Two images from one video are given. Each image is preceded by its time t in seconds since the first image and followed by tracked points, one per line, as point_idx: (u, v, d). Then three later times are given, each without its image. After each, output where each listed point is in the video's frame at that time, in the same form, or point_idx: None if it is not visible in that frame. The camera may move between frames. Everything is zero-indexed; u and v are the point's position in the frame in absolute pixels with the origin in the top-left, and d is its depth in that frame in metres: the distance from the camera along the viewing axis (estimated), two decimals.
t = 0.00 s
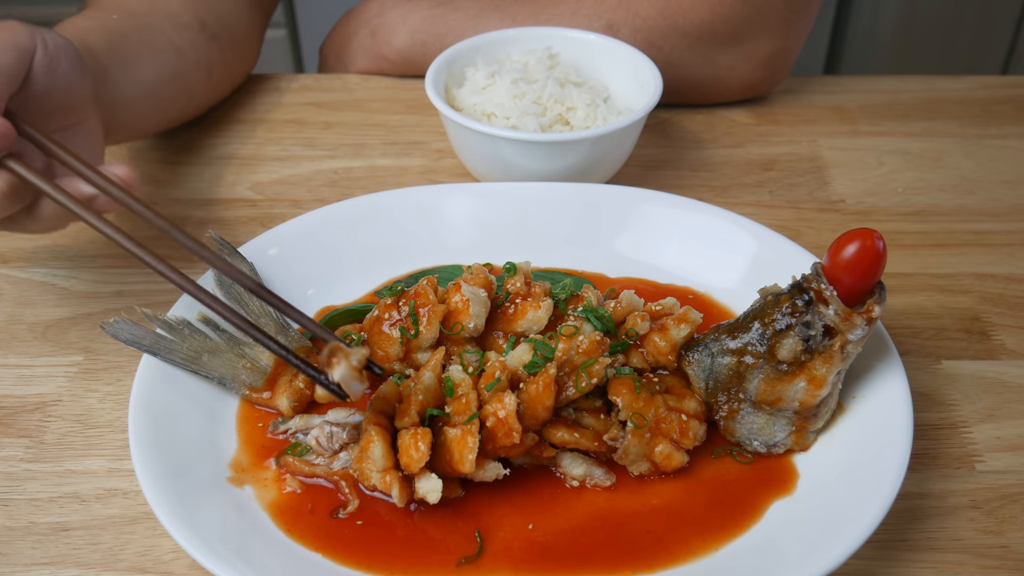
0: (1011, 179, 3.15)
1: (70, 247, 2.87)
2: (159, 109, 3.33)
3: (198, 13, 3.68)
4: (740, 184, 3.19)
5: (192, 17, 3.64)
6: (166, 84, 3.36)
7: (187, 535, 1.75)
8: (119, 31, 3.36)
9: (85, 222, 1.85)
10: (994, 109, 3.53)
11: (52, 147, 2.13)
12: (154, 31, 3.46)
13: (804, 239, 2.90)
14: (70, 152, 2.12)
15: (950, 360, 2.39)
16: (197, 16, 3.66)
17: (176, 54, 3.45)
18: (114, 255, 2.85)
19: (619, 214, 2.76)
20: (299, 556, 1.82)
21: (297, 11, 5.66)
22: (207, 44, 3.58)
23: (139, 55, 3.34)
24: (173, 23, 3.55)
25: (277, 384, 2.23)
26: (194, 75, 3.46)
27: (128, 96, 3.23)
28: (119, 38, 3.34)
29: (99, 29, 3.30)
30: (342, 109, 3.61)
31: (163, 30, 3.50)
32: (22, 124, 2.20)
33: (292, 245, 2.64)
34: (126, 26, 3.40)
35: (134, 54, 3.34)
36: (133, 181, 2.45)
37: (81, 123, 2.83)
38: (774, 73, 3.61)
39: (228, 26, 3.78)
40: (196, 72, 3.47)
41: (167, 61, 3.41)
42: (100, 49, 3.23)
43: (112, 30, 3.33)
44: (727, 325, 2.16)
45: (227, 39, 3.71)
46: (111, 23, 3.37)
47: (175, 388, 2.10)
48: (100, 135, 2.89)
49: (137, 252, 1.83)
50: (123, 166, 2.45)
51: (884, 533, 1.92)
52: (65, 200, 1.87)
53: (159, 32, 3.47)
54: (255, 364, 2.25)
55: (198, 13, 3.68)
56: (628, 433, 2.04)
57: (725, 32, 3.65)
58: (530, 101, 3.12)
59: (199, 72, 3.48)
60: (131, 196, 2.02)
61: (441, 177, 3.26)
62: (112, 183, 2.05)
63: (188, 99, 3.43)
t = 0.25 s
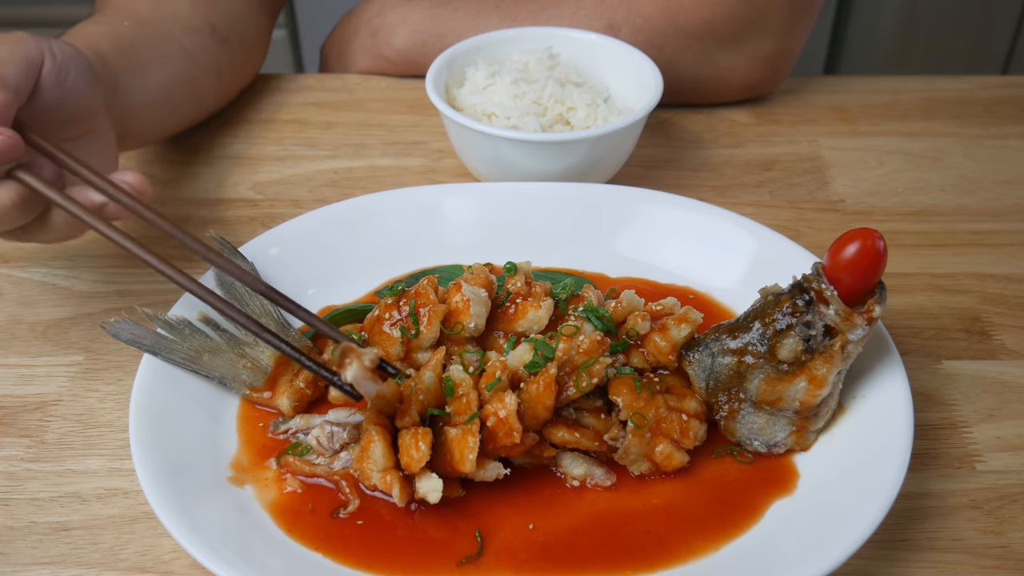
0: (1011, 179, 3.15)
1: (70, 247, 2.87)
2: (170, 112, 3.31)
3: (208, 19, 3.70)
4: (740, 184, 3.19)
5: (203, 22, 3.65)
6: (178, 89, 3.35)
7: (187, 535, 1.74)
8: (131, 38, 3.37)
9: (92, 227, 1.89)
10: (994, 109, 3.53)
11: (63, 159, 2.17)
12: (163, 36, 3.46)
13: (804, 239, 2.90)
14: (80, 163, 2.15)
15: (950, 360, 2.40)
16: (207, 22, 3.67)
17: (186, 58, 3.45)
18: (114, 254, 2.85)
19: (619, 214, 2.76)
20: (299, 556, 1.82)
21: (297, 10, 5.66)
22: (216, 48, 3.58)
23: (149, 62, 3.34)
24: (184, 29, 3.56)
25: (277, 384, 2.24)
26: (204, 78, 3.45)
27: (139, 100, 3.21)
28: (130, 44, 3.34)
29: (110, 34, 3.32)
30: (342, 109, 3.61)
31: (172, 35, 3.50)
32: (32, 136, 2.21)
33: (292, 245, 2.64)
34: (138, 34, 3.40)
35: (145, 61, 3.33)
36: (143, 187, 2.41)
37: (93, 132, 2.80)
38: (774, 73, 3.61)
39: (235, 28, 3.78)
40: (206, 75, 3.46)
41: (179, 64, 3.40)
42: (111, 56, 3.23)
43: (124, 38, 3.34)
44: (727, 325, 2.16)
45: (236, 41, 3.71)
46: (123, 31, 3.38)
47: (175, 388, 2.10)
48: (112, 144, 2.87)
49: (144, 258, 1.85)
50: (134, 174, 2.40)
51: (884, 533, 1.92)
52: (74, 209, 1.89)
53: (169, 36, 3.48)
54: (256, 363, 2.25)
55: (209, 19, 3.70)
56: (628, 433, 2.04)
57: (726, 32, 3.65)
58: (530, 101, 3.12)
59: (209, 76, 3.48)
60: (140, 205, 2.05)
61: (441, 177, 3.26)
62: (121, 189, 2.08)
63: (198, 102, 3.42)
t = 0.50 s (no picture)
0: (1011, 179, 3.15)
1: (70, 247, 2.87)
2: (191, 108, 3.30)
3: (219, 10, 3.65)
4: (740, 184, 3.19)
5: (216, 15, 3.61)
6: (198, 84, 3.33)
7: (187, 536, 1.74)
8: (148, 27, 3.27)
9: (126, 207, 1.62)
10: (994, 109, 3.53)
11: (81, 133, 1.93)
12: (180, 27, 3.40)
13: (804, 239, 2.90)
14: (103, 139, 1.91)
15: (950, 360, 2.39)
16: (220, 15, 3.63)
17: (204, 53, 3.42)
18: (114, 254, 2.85)
19: (619, 214, 2.76)
20: (299, 556, 1.82)
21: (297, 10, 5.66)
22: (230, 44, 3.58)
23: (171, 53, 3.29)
24: (200, 22, 3.50)
25: (277, 384, 2.23)
26: (219, 77, 3.46)
27: (164, 96, 3.17)
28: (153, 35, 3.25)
29: (126, 23, 3.21)
30: (342, 109, 3.61)
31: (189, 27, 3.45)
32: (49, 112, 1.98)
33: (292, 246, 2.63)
34: (154, 22, 3.30)
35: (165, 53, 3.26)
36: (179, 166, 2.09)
37: (116, 116, 2.69)
38: (774, 73, 3.61)
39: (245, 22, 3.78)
40: (221, 73, 3.46)
41: (197, 58, 3.37)
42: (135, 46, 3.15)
43: (141, 27, 3.24)
44: (727, 325, 2.16)
45: (246, 36, 3.72)
46: (139, 19, 3.28)
47: (176, 389, 2.10)
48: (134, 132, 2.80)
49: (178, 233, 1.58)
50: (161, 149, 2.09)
51: (884, 533, 1.92)
52: (99, 184, 1.64)
53: (185, 28, 3.41)
54: (255, 363, 2.25)
55: (221, 10, 3.65)
56: (628, 433, 2.04)
57: (726, 31, 3.65)
58: (530, 101, 3.12)
59: (224, 75, 3.48)
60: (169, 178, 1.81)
61: (441, 177, 3.26)
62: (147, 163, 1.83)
63: (214, 100, 3.43)
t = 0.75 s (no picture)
0: (1011, 179, 3.15)
1: (70, 247, 2.87)
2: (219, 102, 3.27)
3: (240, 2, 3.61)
4: (740, 184, 3.19)
5: (238, 7, 3.56)
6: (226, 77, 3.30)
7: (187, 536, 1.74)
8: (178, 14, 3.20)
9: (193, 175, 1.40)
10: (994, 109, 3.53)
11: (131, 99, 1.68)
12: (210, 19, 3.34)
13: (804, 239, 2.90)
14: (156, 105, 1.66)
15: (950, 360, 2.39)
16: (242, 7, 3.59)
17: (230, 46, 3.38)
18: (115, 254, 2.85)
19: (619, 214, 2.76)
20: (298, 556, 1.82)
21: (297, 10, 5.66)
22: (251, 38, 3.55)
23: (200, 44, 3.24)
24: (224, 12, 3.45)
25: (277, 384, 2.23)
26: (245, 74, 3.42)
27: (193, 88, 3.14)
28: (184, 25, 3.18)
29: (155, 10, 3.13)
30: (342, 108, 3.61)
31: (217, 20, 3.39)
32: (98, 81, 1.73)
33: (292, 245, 2.62)
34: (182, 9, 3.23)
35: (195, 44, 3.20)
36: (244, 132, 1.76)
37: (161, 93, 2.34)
38: (774, 73, 3.61)
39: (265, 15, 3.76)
40: (247, 67, 3.43)
41: (225, 54, 3.33)
42: (166, 31, 3.08)
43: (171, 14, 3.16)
44: (727, 325, 2.16)
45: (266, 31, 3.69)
46: (169, 7, 3.20)
47: (176, 389, 2.10)
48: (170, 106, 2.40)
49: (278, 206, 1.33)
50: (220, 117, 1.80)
51: (884, 533, 1.92)
52: (167, 153, 1.40)
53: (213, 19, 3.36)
54: (255, 363, 2.25)
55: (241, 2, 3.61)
56: (628, 433, 2.04)
57: (727, 31, 3.65)
58: (530, 100, 3.12)
59: (250, 74, 3.45)
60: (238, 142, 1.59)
61: (441, 177, 3.26)
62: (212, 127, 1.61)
63: (240, 95, 3.40)
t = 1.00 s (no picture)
0: (1011, 179, 3.15)
1: (70, 247, 2.87)
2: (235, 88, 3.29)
3: None
4: (740, 184, 3.19)
5: None
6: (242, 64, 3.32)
7: (188, 536, 1.74)
8: None
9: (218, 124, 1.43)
10: (994, 109, 3.53)
11: (146, 51, 1.66)
12: (224, 3, 3.31)
13: (804, 239, 2.90)
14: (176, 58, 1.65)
15: (950, 360, 2.40)
16: None
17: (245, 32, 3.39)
18: (115, 254, 2.85)
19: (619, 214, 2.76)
20: (298, 556, 1.82)
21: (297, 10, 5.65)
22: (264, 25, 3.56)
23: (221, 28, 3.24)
24: None
25: (277, 384, 2.23)
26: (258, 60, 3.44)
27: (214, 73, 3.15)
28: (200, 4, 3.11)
29: None
30: (343, 109, 3.61)
31: (231, 4, 3.36)
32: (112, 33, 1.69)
33: (292, 245, 2.62)
34: None
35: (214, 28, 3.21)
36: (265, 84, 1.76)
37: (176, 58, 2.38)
38: (775, 73, 3.61)
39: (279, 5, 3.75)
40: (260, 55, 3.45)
41: (241, 38, 3.34)
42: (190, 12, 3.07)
43: None
44: (727, 325, 2.17)
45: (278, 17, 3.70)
46: None
47: (176, 389, 2.10)
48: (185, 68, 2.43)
49: (306, 151, 1.38)
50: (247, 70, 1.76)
51: (884, 533, 1.92)
52: (189, 103, 1.45)
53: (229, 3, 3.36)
54: (256, 363, 2.25)
55: None
56: (628, 433, 2.04)
57: (728, 30, 3.65)
58: (531, 100, 3.12)
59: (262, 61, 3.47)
60: (262, 89, 1.56)
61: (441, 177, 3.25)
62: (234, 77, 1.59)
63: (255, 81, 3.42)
